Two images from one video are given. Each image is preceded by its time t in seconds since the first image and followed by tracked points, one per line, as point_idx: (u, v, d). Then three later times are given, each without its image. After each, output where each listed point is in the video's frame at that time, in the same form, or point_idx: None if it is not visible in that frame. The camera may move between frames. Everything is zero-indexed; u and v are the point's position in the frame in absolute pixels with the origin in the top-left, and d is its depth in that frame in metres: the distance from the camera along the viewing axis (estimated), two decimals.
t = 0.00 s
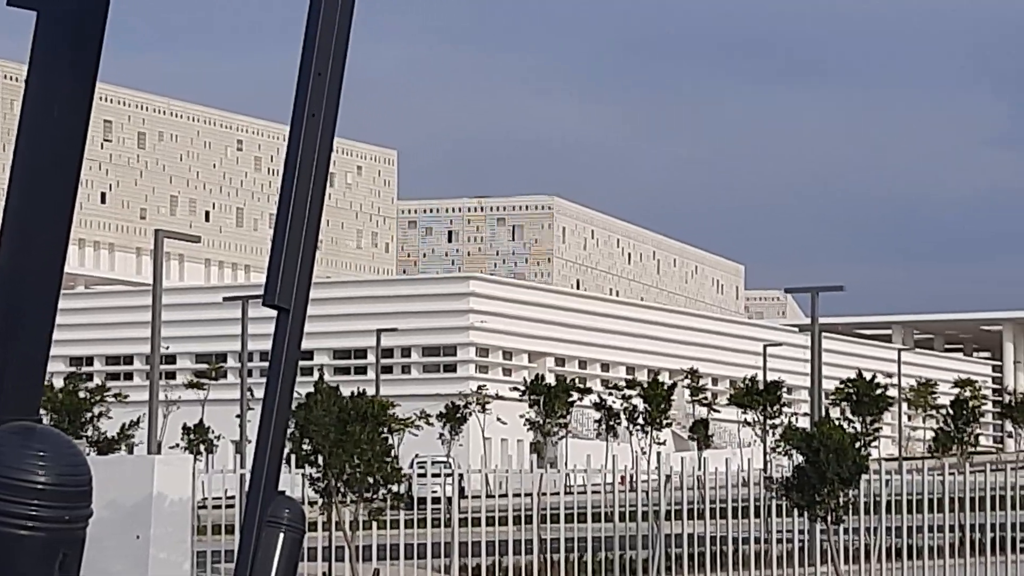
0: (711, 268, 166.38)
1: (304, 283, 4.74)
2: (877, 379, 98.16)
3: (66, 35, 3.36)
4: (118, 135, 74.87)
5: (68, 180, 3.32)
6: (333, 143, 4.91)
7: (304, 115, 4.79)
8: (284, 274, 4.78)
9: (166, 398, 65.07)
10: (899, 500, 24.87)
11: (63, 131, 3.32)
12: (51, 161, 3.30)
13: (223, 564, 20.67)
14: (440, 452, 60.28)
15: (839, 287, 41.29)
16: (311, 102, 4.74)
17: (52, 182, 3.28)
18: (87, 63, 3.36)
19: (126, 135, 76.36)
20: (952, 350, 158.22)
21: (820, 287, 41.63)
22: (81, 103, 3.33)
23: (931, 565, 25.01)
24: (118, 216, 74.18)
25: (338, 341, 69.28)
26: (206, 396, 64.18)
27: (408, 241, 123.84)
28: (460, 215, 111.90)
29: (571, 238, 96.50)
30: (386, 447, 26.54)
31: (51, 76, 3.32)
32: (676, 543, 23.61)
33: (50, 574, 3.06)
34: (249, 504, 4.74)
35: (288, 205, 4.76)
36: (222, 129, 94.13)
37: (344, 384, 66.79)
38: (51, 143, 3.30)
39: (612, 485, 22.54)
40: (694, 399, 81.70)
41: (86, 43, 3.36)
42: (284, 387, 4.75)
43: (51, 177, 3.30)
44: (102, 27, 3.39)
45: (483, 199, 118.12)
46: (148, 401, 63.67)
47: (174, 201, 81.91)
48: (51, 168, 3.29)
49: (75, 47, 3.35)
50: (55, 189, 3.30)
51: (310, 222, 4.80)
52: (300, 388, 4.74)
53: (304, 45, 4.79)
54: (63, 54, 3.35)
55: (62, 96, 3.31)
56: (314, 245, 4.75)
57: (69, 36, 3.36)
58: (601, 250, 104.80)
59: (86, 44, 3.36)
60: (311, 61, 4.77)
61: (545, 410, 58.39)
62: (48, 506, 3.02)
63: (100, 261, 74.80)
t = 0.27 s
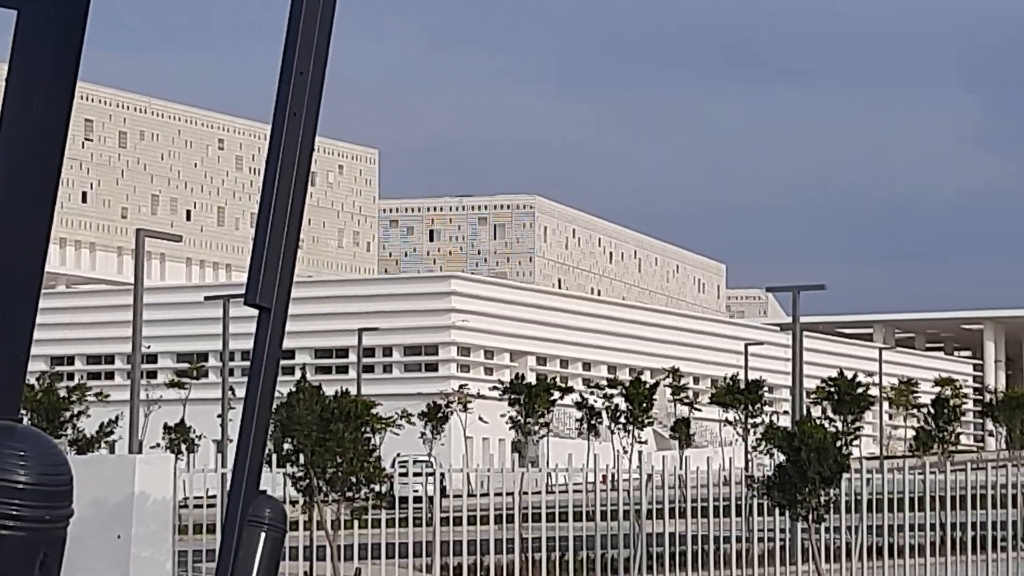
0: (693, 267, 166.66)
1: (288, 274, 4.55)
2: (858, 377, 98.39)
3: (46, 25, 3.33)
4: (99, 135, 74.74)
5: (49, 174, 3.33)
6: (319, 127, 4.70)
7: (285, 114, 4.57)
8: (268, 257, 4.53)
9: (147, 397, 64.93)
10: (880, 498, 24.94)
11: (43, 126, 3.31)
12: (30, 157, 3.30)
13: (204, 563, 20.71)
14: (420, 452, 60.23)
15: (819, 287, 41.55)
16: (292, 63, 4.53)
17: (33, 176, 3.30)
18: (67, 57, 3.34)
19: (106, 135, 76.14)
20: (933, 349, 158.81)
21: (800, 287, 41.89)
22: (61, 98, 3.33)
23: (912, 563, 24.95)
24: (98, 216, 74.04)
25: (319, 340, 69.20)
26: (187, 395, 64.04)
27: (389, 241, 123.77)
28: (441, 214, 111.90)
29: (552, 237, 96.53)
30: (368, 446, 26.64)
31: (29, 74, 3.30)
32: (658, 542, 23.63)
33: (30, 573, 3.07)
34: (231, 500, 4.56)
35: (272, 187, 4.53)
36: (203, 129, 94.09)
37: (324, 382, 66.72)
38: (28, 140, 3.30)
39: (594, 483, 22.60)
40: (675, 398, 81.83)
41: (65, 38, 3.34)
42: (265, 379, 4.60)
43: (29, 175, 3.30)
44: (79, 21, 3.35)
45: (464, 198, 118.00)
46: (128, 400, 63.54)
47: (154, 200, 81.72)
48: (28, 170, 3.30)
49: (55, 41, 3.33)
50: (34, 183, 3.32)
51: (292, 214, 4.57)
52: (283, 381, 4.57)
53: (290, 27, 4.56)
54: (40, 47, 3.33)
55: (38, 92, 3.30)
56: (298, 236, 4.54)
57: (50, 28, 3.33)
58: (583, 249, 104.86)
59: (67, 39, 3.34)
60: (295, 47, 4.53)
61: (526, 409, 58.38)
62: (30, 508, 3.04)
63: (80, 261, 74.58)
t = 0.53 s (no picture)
0: (674, 266, 166.86)
1: (267, 277, 4.71)
2: (840, 376, 98.63)
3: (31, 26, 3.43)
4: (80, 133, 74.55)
5: (31, 165, 3.39)
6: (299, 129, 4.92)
7: (268, 113, 4.79)
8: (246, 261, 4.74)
9: (129, 395, 64.76)
10: (862, 497, 25.07)
11: (26, 120, 3.39)
12: (16, 155, 3.37)
13: (185, 562, 20.71)
14: (403, 450, 60.21)
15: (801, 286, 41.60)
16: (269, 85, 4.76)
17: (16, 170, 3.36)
18: (48, 52, 3.43)
19: (89, 133, 75.90)
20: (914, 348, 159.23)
21: (783, 285, 41.97)
22: (41, 93, 3.41)
23: (892, 562, 25.07)
24: (80, 215, 73.88)
25: (301, 339, 69.11)
26: (169, 393, 63.89)
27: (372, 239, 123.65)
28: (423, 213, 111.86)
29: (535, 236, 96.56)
30: (349, 445, 26.65)
31: (14, 68, 3.40)
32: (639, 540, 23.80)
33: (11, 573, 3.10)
34: (212, 504, 4.68)
35: (251, 199, 4.70)
36: (186, 127, 93.98)
37: (307, 381, 66.64)
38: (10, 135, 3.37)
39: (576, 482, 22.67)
40: (657, 397, 81.94)
41: (45, 39, 3.42)
42: (247, 380, 4.75)
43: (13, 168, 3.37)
44: (59, 22, 3.45)
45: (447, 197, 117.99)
46: (110, 398, 63.38)
47: (137, 199, 81.48)
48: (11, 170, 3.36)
49: (32, 44, 3.41)
50: (16, 180, 3.37)
51: (272, 215, 4.78)
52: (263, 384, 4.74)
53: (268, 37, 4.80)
54: (23, 42, 3.42)
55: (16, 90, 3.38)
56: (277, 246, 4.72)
57: (31, 28, 3.42)
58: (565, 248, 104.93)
59: (46, 41, 3.42)
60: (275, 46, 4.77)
61: (509, 407, 58.39)
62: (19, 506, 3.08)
63: (62, 259, 74.36)
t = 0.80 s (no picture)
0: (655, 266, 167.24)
1: (248, 272, 5.03)
2: (821, 375, 98.90)
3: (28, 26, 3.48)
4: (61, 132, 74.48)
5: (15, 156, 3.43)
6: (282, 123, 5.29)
7: (248, 114, 5.18)
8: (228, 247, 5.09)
9: (109, 395, 64.55)
10: (841, 496, 25.23)
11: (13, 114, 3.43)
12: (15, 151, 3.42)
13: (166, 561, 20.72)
14: (384, 449, 60.18)
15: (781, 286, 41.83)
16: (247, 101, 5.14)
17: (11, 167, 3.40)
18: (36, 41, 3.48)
19: (69, 131, 75.63)
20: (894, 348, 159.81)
21: (763, 285, 42.21)
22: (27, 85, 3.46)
23: (871, 560, 25.34)
24: (59, 214, 73.80)
25: (282, 338, 69.03)
26: (149, 393, 63.71)
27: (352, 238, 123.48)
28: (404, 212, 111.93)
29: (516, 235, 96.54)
30: (328, 443, 26.67)
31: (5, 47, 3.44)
32: (619, 540, 24.01)
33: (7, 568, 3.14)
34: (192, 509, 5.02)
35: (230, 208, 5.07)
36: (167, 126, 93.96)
37: (288, 380, 66.52)
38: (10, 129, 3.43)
39: (557, 481, 22.78)
40: (638, 396, 82.08)
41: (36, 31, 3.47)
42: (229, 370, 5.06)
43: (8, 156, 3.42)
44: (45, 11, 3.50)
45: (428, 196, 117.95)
46: (90, 398, 63.16)
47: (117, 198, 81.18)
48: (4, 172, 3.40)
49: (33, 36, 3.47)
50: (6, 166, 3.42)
51: (255, 219, 5.11)
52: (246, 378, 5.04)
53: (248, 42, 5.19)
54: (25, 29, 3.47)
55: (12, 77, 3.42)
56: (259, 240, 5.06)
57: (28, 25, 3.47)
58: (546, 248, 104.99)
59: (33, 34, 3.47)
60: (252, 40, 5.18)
61: (490, 406, 58.41)
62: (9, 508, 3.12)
63: (43, 258, 74.11)
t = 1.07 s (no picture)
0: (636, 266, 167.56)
1: (230, 275, 5.87)
2: (801, 376, 99.30)
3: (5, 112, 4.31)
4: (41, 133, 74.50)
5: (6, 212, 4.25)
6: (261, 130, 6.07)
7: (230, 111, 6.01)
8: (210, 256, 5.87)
9: (89, 396, 64.51)
10: (817, 496, 25.46)
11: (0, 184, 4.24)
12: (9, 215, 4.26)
13: (147, 561, 20.78)
14: (364, 450, 60.24)
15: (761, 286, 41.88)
16: (227, 130, 5.95)
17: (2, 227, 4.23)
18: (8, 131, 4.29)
19: (49, 132, 75.53)
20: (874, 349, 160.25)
21: (744, 285, 42.30)
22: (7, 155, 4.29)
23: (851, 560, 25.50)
24: (40, 214, 73.81)
25: (262, 339, 69.13)
26: (130, 393, 63.69)
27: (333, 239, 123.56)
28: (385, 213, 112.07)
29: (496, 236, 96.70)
30: (309, 444, 26.73)
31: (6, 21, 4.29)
32: (600, 540, 23.91)
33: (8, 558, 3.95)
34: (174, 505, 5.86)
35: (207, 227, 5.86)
36: (147, 126, 94.01)
37: (268, 381, 66.57)
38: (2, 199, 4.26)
39: (535, 480, 22.85)
40: (617, 396, 82.43)
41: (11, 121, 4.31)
42: (211, 370, 5.88)
43: None
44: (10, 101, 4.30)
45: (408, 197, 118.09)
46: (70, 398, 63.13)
47: (98, 199, 81.09)
48: None
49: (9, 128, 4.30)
50: None
51: (233, 235, 5.93)
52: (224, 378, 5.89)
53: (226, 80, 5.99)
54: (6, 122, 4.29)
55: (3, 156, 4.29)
56: (237, 243, 5.91)
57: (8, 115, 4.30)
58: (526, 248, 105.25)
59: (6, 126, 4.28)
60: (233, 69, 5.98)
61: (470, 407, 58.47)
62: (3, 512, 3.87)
63: (23, 259, 74.08)
